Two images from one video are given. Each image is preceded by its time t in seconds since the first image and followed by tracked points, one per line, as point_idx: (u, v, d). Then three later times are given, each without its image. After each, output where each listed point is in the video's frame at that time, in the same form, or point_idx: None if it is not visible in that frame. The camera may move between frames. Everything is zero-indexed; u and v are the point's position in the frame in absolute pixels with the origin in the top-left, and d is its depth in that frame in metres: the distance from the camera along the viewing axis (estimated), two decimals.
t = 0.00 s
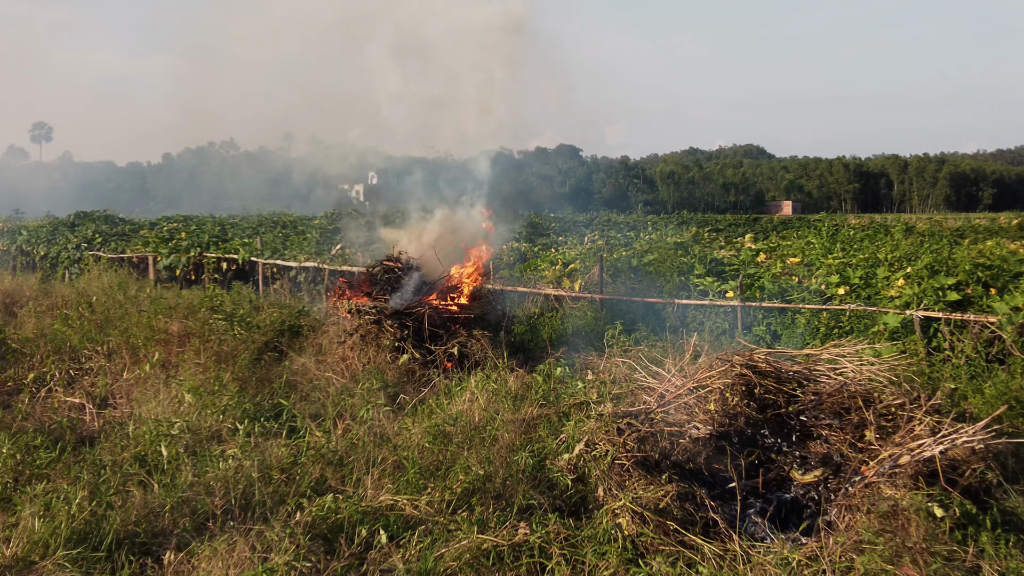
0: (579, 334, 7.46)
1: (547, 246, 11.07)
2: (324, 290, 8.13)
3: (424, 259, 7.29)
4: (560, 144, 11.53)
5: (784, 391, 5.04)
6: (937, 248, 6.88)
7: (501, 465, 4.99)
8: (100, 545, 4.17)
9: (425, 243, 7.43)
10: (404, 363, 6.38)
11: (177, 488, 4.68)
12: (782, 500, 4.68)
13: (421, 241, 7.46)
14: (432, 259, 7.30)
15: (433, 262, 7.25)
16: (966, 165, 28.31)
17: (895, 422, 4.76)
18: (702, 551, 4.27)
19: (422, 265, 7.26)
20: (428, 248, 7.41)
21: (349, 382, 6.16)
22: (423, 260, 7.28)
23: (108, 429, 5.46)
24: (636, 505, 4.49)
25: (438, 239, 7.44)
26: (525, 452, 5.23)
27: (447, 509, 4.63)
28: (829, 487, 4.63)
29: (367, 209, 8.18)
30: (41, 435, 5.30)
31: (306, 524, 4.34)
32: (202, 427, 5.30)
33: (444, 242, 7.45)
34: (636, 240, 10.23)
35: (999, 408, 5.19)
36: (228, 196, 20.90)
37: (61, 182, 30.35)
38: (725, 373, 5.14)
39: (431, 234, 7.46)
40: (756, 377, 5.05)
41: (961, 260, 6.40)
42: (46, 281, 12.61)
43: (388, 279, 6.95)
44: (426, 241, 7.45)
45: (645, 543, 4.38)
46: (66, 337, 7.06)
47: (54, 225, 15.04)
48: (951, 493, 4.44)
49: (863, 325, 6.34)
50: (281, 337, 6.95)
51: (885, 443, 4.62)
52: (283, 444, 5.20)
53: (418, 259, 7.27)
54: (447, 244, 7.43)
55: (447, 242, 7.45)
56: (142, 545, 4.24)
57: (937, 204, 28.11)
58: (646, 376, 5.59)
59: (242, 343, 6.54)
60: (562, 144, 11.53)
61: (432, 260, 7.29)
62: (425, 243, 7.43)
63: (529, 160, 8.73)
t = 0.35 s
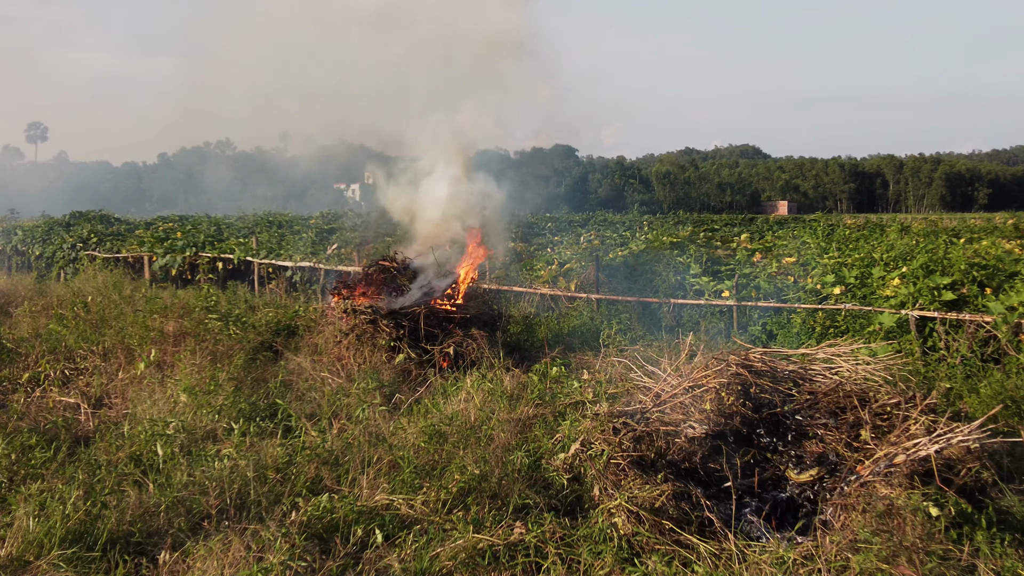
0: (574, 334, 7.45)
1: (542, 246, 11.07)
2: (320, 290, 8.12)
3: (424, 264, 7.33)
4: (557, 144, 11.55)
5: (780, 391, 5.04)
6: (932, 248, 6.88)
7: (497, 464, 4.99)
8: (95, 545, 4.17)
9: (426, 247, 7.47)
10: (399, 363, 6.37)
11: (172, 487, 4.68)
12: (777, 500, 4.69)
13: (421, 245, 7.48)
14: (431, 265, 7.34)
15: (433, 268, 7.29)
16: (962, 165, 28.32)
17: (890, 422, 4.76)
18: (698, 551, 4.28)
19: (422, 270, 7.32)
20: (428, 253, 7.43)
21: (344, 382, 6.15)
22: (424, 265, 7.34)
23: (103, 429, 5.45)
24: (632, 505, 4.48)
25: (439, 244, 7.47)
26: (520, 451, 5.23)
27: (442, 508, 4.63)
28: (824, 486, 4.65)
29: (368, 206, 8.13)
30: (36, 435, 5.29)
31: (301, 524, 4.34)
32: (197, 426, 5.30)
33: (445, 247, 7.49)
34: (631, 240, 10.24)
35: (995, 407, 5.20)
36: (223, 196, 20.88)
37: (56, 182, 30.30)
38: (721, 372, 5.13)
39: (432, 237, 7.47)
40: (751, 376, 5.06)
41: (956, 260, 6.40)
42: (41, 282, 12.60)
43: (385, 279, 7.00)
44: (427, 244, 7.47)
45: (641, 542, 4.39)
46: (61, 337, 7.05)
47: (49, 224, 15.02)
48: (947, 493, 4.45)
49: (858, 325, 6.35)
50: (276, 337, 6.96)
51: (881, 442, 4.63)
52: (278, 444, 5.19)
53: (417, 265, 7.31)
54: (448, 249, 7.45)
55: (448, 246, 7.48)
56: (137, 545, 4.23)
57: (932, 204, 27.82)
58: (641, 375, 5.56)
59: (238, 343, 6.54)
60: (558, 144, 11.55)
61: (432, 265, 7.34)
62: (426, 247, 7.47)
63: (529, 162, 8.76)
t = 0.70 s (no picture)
0: (570, 334, 7.45)
1: (538, 246, 11.09)
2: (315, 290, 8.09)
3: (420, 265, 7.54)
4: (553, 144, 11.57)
5: (776, 391, 5.03)
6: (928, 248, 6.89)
7: (493, 464, 4.98)
8: (91, 546, 4.16)
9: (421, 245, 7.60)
10: (396, 363, 6.37)
11: (168, 488, 4.68)
12: (774, 499, 4.70)
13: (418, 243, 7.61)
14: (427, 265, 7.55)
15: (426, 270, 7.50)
16: (957, 165, 28.37)
17: (886, 422, 4.78)
18: (695, 550, 4.28)
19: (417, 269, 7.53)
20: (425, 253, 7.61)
21: (341, 382, 6.15)
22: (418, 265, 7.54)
23: (99, 429, 5.44)
24: (628, 505, 4.47)
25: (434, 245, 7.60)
26: (517, 451, 5.23)
27: (439, 508, 4.63)
28: (820, 485, 4.66)
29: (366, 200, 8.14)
30: (31, 435, 5.28)
31: (297, 524, 4.33)
32: (193, 427, 5.30)
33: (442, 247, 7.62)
34: (627, 240, 10.25)
35: (990, 406, 5.22)
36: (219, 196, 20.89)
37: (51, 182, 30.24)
38: (717, 372, 5.11)
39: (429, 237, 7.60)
40: (747, 376, 5.02)
41: (952, 259, 6.40)
42: (35, 282, 12.61)
43: (379, 279, 6.94)
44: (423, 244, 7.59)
45: (638, 542, 4.38)
46: (56, 337, 7.04)
47: (44, 223, 15.02)
48: (942, 493, 4.46)
49: (854, 325, 6.37)
50: (272, 337, 6.97)
51: (877, 441, 4.65)
52: (274, 444, 5.19)
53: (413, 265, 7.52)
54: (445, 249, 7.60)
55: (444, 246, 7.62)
56: (133, 545, 4.23)
57: (927, 204, 27.75)
58: (637, 375, 5.56)
59: (234, 344, 6.53)
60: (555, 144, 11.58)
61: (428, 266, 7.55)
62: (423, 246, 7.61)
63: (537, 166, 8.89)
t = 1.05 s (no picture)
0: (566, 333, 7.45)
1: (534, 246, 11.10)
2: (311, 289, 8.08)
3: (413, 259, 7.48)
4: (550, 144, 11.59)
5: (771, 390, 5.04)
6: (923, 248, 6.90)
7: (489, 464, 4.99)
8: (86, 546, 4.15)
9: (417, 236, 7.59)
10: (391, 363, 6.37)
11: (163, 488, 4.67)
12: (769, 499, 4.70)
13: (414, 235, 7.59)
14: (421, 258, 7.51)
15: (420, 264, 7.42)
16: (952, 165, 28.39)
17: (882, 421, 4.77)
18: (690, 550, 4.28)
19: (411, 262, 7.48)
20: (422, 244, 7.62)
21: (336, 382, 6.14)
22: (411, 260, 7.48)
23: (94, 429, 5.43)
24: (624, 504, 4.48)
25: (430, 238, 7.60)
26: (513, 451, 5.23)
27: (434, 509, 4.62)
28: (816, 485, 4.65)
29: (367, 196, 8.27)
30: (26, 436, 5.27)
31: (292, 525, 4.33)
32: (188, 427, 5.30)
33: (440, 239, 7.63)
34: (624, 240, 10.25)
35: (986, 406, 5.23)
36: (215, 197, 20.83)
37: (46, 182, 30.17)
38: (713, 372, 5.12)
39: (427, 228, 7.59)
40: (743, 376, 5.04)
41: (948, 259, 6.41)
42: (30, 282, 12.61)
43: (376, 279, 6.97)
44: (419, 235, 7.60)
45: (633, 542, 4.38)
46: (51, 337, 7.04)
47: (40, 223, 15.01)
48: (938, 492, 4.44)
49: (850, 325, 6.38)
50: (268, 337, 6.97)
51: (872, 441, 4.64)
52: (269, 444, 5.19)
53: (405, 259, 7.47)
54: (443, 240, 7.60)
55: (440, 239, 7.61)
56: (128, 546, 4.22)
57: (923, 204, 27.84)
58: (633, 375, 5.55)
59: (229, 344, 6.53)
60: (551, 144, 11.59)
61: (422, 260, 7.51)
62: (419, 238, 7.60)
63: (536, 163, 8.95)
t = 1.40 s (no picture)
0: (561, 333, 7.45)
1: (530, 246, 11.11)
2: (307, 289, 8.09)
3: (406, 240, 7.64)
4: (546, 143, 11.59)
5: (767, 390, 5.04)
6: (918, 248, 6.92)
7: (485, 464, 4.99)
8: (81, 546, 4.15)
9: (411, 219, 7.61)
10: (387, 363, 6.36)
11: (158, 488, 4.68)
12: (765, 499, 4.71)
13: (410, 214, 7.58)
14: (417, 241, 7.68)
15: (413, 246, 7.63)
16: (947, 165, 28.45)
17: (877, 421, 4.77)
18: (686, 550, 4.29)
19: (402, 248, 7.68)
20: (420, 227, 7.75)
21: (332, 382, 6.13)
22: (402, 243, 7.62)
23: (89, 429, 5.43)
24: (619, 504, 4.49)
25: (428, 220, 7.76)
26: (508, 451, 5.23)
27: (430, 508, 4.62)
28: (811, 485, 4.65)
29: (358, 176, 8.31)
30: (21, 436, 5.27)
31: (288, 524, 4.33)
32: (184, 427, 5.31)
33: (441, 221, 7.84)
34: (620, 240, 10.26)
35: (981, 406, 5.25)
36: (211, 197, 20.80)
37: (42, 181, 30.10)
38: (708, 371, 5.08)
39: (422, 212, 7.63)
40: (739, 376, 5.01)
41: (943, 259, 6.43)
42: (25, 282, 12.60)
43: (372, 279, 6.97)
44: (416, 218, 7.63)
45: (629, 542, 4.39)
46: (46, 338, 7.03)
47: (34, 223, 14.98)
48: (933, 492, 4.45)
49: (845, 325, 6.42)
50: (264, 337, 6.97)
51: (868, 441, 4.64)
52: (265, 444, 5.19)
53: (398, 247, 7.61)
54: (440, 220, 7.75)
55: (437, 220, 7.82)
56: (124, 546, 4.22)
57: (918, 205, 27.71)
58: (628, 374, 5.56)
59: (224, 343, 6.53)
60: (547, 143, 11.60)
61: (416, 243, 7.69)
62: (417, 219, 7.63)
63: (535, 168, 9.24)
